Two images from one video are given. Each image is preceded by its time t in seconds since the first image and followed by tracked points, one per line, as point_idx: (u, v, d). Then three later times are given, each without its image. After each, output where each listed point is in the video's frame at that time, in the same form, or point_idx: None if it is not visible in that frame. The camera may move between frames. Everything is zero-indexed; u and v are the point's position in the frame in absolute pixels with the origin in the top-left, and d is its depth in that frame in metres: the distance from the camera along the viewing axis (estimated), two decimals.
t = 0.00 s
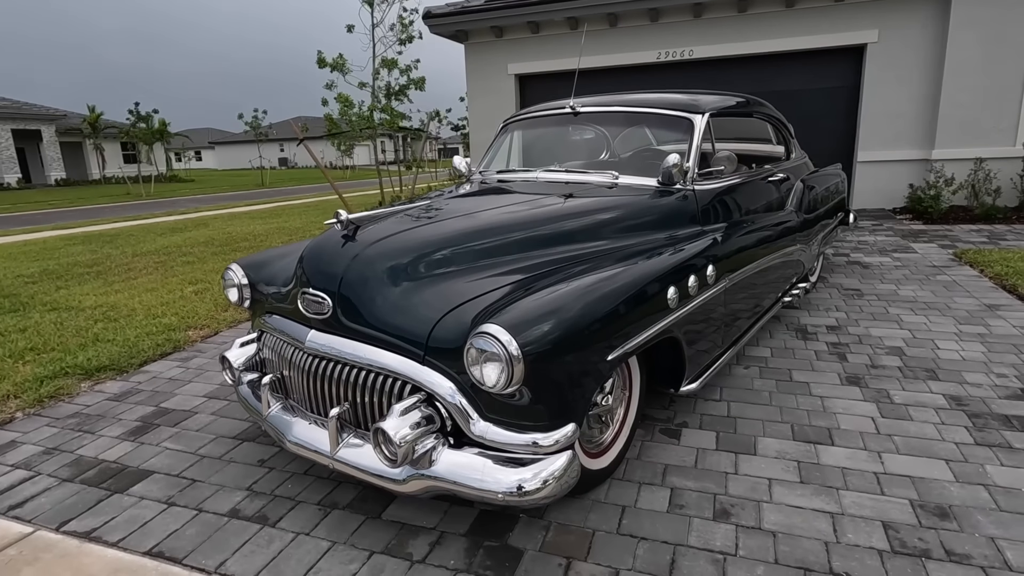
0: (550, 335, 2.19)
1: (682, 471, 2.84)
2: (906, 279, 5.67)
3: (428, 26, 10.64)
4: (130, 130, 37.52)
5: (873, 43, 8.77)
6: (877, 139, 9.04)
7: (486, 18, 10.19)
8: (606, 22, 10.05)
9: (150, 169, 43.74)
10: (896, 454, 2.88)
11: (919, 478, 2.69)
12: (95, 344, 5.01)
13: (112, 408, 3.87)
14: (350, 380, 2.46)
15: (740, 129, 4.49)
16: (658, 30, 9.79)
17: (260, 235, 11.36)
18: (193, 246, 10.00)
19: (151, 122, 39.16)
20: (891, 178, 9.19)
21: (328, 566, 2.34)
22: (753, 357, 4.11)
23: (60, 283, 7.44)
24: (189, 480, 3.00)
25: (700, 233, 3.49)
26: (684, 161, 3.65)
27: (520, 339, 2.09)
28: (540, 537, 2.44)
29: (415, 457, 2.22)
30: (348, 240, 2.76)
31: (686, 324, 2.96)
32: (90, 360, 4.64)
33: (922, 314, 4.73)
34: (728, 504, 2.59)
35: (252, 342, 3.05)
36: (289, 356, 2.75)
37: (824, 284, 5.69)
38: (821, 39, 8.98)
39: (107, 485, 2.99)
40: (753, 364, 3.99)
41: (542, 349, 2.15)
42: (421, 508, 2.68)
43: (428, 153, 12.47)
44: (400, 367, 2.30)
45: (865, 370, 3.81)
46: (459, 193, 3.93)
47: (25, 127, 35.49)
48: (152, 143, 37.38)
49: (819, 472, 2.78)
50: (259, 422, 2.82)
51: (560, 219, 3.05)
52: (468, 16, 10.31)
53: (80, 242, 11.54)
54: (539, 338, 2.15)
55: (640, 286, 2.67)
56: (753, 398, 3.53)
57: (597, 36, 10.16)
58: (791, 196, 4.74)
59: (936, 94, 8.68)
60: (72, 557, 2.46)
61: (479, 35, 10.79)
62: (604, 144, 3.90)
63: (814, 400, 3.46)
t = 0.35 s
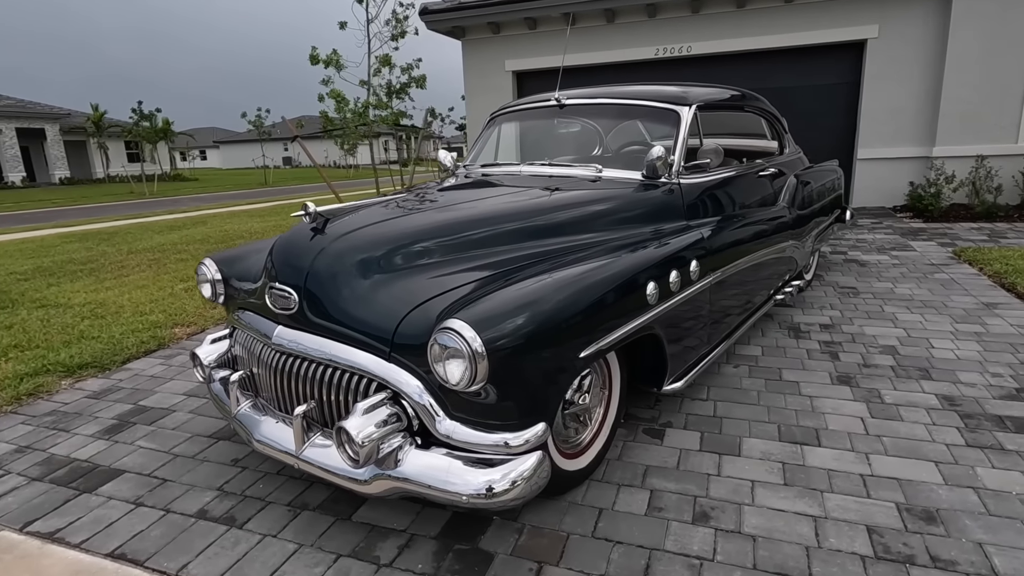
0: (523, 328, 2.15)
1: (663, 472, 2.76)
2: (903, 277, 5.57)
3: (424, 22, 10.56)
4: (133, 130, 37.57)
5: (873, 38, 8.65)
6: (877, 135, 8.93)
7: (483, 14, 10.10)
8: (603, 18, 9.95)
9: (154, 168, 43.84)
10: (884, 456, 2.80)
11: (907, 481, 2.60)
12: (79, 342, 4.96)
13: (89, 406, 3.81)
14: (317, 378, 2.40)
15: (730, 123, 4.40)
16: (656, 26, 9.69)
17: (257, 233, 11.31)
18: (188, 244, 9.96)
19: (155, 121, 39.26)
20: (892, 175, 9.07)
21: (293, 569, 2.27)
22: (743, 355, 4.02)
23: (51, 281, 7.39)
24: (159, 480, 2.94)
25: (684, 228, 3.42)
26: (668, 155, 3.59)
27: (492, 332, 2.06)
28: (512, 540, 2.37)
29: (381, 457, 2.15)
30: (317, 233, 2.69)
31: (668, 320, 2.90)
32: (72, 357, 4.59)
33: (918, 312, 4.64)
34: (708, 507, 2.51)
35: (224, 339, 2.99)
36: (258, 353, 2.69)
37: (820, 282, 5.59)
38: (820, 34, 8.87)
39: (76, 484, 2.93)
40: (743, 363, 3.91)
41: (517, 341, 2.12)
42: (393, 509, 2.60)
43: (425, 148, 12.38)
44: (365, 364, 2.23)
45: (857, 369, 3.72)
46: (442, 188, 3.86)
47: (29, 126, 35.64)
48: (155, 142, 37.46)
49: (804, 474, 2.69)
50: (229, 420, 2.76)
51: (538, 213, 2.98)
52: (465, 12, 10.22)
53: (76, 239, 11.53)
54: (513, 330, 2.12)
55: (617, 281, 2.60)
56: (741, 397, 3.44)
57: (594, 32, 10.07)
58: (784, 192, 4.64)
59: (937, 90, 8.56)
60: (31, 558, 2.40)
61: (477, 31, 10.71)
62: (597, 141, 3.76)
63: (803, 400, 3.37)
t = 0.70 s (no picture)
0: (494, 330, 2.09)
1: (640, 479, 2.67)
2: (900, 278, 5.46)
3: (421, 20, 10.47)
4: (136, 128, 37.65)
5: (874, 35, 8.53)
6: (878, 133, 8.80)
7: (479, 12, 9.99)
8: (601, 16, 9.84)
9: (158, 167, 43.97)
10: (870, 463, 2.70)
11: (891, 490, 2.51)
12: (62, 341, 4.92)
13: (65, 406, 3.76)
14: (279, 382, 2.32)
15: (719, 120, 4.31)
16: (654, 24, 9.59)
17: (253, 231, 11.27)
18: (183, 243, 9.92)
19: (159, 120, 39.35)
20: (892, 174, 8.94)
21: None
22: (731, 357, 3.93)
23: (42, 279, 7.36)
24: (126, 484, 2.88)
25: (667, 228, 3.33)
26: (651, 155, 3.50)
27: (460, 334, 2.01)
28: (479, 550, 2.29)
29: (340, 465, 2.07)
30: (284, 232, 2.61)
31: (647, 323, 2.82)
32: (53, 357, 4.54)
33: (913, 314, 4.53)
34: (683, 516, 2.42)
35: (193, 340, 2.91)
36: (224, 355, 2.61)
37: (815, 283, 5.49)
38: (820, 31, 8.75)
39: (42, 487, 2.87)
40: (730, 365, 3.82)
41: (488, 343, 2.06)
42: (359, 516, 2.53)
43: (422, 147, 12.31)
44: (326, 367, 2.15)
45: (847, 373, 3.62)
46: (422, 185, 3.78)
47: (33, 125, 35.78)
48: (159, 141, 37.54)
49: (786, 482, 2.60)
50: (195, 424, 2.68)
51: (514, 212, 2.90)
52: (462, 10, 10.11)
53: (73, 238, 11.52)
54: (484, 332, 2.06)
55: (591, 283, 2.52)
56: (725, 401, 3.35)
57: (592, 30, 9.96)
58: (776, 190, 4.54)
59: (939, 88, 8.43)
60: None
61: (474, 29, 10.60)
62: (591, 139, 3.64)
63: (790, 404, 3.27)
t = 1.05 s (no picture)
0: (466, 335, 2.10)
1: (616, 488, 2.63)
2: (895, 281, 5.38)
3: (418, 20, 10.41)
4: (141, 127, 37.78)
5: (875, 34, 8.42)
6: (879, 133, 8.70)
7: (477, 11, 9.92)
8: (599, 15, 9.76)
9: (163, 166, 44.16)
10: (851, 473, 2.64)
11: (871, 502, 2.45)
12: (50, 342, 4.92)
13: (46, 409, 3.74)
14: (244, 388, 2.29)
15: (707, 122, 4.25)
16: (653, 23, 9.51)
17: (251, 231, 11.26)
18: (180, 243, 9.92)
19: (164, 119, 39.50)
20: (893, 174, 8.83)
21: None
22: (717, 362, 3.87)
23: (36, 279, 7.37)
24: (99, 488, 2.85)
25: (647, 232, 3.30)
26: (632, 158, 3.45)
27: (427, 340, 2.01)
28: (445, 560, 2.25)
29: (302, 474, 2.05)
30: (252, 236, 2.58)
31: (622, 329, 2.79)
32: (39, 358, 4.53)
33: (906, 318, 4.45)
34: (656, 527, 2.37)
35: (167, 345, 2.88)
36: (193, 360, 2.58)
37: (809, 285, 5.41)
38: (820, 30, 8.65)
39: (15, 492, 2.85)
40: (716, 370, 3.76)
41: (459, 349, 2.07)
42: (328, 525, 2.50)
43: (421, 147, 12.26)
44: (289, 375, 2.13)
45: (835, 379, 3.55)
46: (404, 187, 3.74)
47: (40, 124, 35.99)
48: (164, 140, 37.67)
49: (763, 492, 2.55)
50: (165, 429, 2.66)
51: (490, 216, 2.86)
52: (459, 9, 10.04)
53: (73, 237, 11.55)
54: (455, 336, 2.07)
55: (562, 290, 2.48)
56: (708, 407, 3.30)
57: (590, 29, 9.89)
58: (766, 193, 4.48)
59: (940, 87, 8.32)
60: None
61: (471, 29, 10.52)
62: (581, 142, 3.58)
63: (774, 411, 3.21)
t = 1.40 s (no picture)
0: (427, 344, 2.09)
1: (588, 498, 2.59)
2: (891, 284, 5.30)
3: (417, 20, 10.39)
4: (148, 126, 38.02)
5: (875, 34, 8.33)
6: (880, 134, 8.59)
7: (475, 11, 9.88)
8: (598, 14, 9.70)
9: (170, 164, 44.42)
10: (828, 484, 2.60)
11: (846, 514, 2.40)
12: (40, 343, 4.94)
13: (29, 411, 3.75)
14: (207, 396, 2.29)
15: (691, 124, 4.21)
16: (652, 22, 9.45)
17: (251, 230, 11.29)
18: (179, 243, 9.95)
19: (171, 118, 39.71)
20: (895, 175, 8.72)
21: None
22: (703, 368, 3.82)
23: (35, 279, 7.42)
24: (73, 493, 2.85)
25: (624, 238, 3.26)
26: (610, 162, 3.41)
27: (395, 345, 2.02)
28: (409, 570, 2.23)
29: (260, 484, 2.04)
30: (218, 243, 2.58)
31: (592, 336, 2.76)
32: (27, 359, 4.55)
33: (899, 323, 4.38)
34: (625, 539, 2.34)
35: (139, 350, 2.88)
36: (161, 367, 2.58)
37: (803, 289, 5.34)
38: (819, 30, 8.57)
39: None
40: (701, 376, 3.71)
41: (423, 356, 2.07)
42: (296, 533, 2.48)
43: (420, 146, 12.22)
44: (248, 384, 2.12)
45: (820, 386, 3.49)
46: (386, 190, 3.71)
47: (49, 123, 36.33)
48: (171, 139, 37.89)
49: (737, 503, 2.51)
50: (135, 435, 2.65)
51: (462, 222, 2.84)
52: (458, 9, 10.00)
53: (75, 236, 11.61)
54: (411, 346, 2.06)
55: (528, 298, 2.46)
56: (690, 414, 3.25)
57: (589, 29, 9.84)
58: (754, 196, 4.43)
59: (942, 87, 8.21)
60: None
61: (470, 28, 10.49)
62: (573, 144, 3.55)
63: (755, 419, 3.17)
